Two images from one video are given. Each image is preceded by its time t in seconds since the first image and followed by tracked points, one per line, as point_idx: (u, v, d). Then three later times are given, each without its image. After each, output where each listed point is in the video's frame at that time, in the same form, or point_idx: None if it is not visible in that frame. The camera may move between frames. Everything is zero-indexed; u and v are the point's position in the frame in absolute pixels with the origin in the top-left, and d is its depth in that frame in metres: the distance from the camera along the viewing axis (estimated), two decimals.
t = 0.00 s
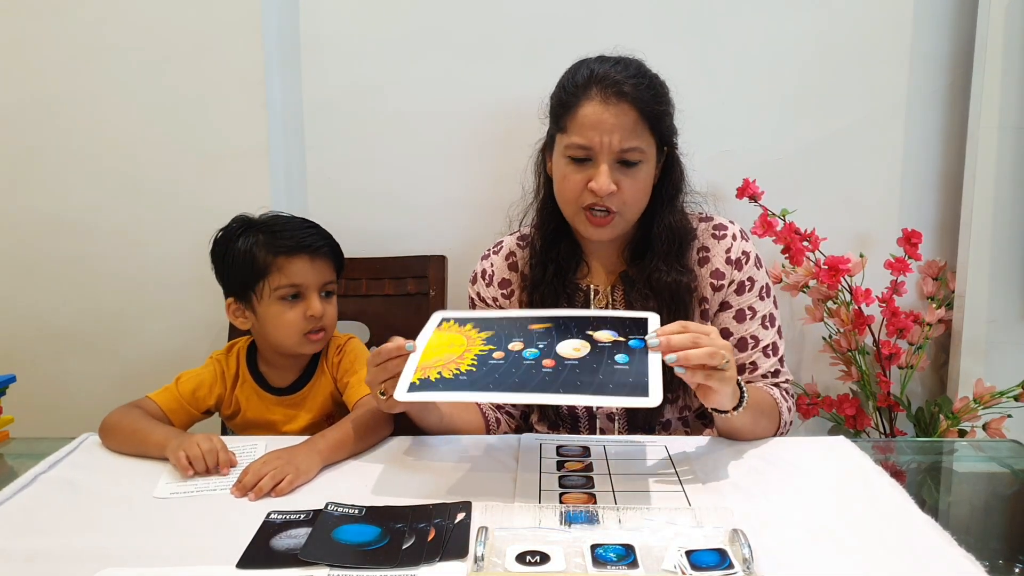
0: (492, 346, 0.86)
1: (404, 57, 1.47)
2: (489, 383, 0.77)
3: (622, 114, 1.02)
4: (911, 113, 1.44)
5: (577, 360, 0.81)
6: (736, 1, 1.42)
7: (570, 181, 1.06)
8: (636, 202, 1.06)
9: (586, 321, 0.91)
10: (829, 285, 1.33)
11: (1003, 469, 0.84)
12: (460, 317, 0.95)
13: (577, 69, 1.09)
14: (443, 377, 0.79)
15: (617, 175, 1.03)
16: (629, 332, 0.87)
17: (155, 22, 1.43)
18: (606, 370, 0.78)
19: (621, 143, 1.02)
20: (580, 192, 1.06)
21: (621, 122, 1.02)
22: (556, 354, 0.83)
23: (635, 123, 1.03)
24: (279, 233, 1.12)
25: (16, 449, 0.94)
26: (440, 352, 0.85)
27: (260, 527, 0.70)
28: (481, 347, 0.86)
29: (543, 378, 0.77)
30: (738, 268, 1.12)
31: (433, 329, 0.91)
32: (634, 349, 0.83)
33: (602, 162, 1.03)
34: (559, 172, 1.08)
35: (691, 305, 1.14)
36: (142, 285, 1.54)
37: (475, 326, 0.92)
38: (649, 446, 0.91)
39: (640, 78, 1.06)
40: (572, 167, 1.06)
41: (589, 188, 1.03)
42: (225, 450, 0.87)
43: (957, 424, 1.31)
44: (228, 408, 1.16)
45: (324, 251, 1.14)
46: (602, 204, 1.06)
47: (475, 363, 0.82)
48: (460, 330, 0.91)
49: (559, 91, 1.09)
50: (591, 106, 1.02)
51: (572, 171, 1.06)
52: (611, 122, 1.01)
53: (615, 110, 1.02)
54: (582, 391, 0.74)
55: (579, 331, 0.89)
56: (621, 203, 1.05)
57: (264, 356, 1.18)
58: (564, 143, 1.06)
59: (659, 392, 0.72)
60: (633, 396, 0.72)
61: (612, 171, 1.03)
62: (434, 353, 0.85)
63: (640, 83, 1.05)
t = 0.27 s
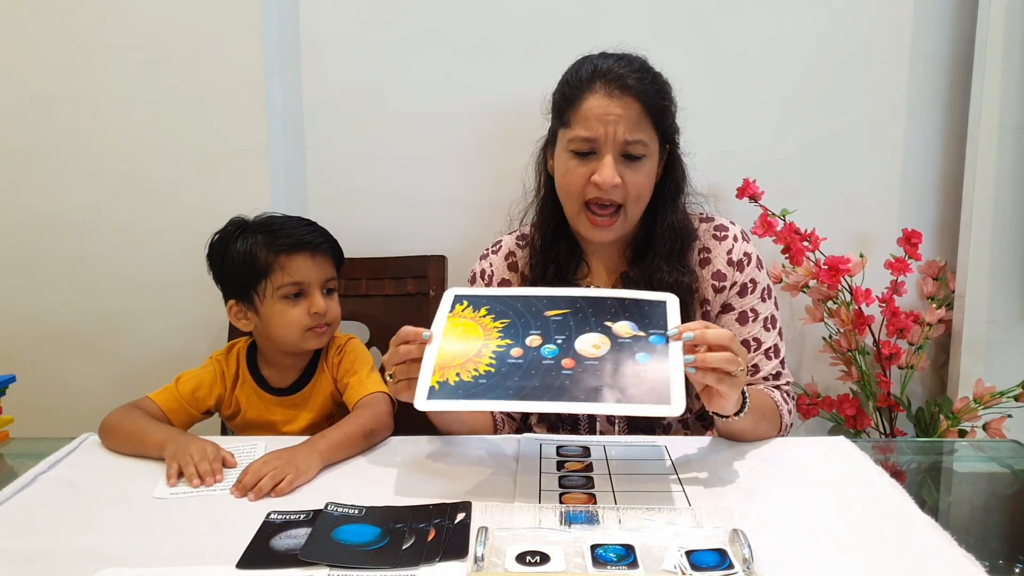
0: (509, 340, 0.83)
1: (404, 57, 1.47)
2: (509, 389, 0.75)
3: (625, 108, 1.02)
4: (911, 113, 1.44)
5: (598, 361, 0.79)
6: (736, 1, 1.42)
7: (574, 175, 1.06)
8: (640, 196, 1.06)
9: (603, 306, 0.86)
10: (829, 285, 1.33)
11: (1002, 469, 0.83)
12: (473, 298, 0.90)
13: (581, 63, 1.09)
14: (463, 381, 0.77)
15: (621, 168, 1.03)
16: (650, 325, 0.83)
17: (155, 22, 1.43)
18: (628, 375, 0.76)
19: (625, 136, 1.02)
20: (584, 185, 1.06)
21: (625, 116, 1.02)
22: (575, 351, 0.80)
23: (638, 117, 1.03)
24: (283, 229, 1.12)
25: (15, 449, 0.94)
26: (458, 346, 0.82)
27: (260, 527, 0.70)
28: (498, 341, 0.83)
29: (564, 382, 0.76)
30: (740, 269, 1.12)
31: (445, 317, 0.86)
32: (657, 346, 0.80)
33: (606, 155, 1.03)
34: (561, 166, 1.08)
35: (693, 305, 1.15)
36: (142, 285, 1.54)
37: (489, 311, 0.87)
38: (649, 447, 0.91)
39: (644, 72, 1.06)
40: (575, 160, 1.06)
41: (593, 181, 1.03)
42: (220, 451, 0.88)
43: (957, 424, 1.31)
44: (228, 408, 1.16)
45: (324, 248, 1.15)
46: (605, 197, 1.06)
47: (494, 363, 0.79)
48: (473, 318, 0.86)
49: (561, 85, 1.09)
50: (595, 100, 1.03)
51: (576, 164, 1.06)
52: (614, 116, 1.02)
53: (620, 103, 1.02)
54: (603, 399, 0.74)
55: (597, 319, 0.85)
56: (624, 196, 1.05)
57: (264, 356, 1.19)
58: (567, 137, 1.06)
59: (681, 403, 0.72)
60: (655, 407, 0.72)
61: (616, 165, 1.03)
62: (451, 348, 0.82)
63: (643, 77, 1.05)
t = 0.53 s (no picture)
0: (524, 312, 0.83)
1: (404, 57, 1.47)
2: (532, 359, 0.77)
3: (626, 94, 1.02)
4: (911, 113, 1.44)
5: (620, 329, 0.80)
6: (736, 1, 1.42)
7: (572, 162, 1.04)
8: (639, 186, 1.04)
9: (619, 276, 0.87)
10: (829, 285, 1.33)
11: (1002, 469, 0.83)
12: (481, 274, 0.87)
13: (582, 52, 1.09)
14: (481, 354, 0.78)
15: (621, 155, 1.02)
16: (668, 293, 0.84)
17: (155, 22, 1.43)
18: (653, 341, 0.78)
19: (625, 122, 1.01)
20: (583, 171, 1.03)
21: (626, 102, 1.02)
22: (595, 320, 0.81)
23: (639, 104, 1.03)
24: (286, 225, 1.13)
25: (15, 449, 0.94)
26: (472, 318, 0.82)
27: (260, 527, 0.70)
28: (513, 313, 0.83)
29: (589, 349, 0.77)
30: (738, 256, 1.13)
31: (454, 290, 0.85)
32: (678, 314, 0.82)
33: (606, 141, 1.02)
34: (560, 154, 1.06)
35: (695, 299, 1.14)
36: (142, 285, 1.54)
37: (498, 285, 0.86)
38: (650, 447, 0.91)
39: (644, 61, 1.06)
40: (574, 147, 1.04)
41: (592, 167, 1.02)
42: (219, 451, 0.88)
43: (957, 424, 1.31)
44: (228, 408, 1.16)
45: (325, 247, 1.15)
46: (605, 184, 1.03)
47: (512, 335, 0.80)
48: (483, 291, 0.85)
49: (561, 74, 1.09)
50: (595, 85, 1.03)
51: (575, 152, 1.04)
52: (615, 101, 1.01)
53: (621, 88, 1.02)
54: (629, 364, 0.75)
55: (612, 289, 0.85)
56: (625, 184, 1.03)
57: (263, 355, 1.19)
58: (566, 124, 1.05)
59: (711, 364, 0.75)
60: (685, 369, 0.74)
61: (616, 151, 1.01)
62: (465, 321, 0.81)
63: (644, 65, 1.06)
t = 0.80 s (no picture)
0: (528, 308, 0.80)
1: (404, 57, 1.47)
2: (539, 369, 0.74)
3: (615, 84, 1.01)
4: (911, 114, 1.44)
5: (629, 330, 0.77)
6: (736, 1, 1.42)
7: (560, 152, 1.03)
8: (628, 177, 1.02)
9: (626, 263, 0.83)
10: (829, 285, 1.33)
11: (1002, 469, 0.83)
12: (478, 255, 0.85)
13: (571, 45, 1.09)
14: (484, 361, 0.75)
15: (609, 143, 1.01)
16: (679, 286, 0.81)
17: (156, 22, 1.43)
18: (664, 345, 0.75)
19: (614, 112, 1.00)
20: (570, 160, 1.02)
21: (614, 91, 1.01)
22: (603, 322, 0.78)
23: (628, 95, 1.02)
24: (281, 225, 1.13)
25: (15, 449, 0.94)
26: (472, 318, 0.78)
27: (260, 527, 0.70)
28: (516, 309, 0.79)
29: (597, 356, 0.75)
30: (726, 244, 1.12)
31: (453, 279, 0.81)
32: (693, 313, 0.78)
33: (594, 131, 1.01)
34: (548, 146, 1.05)
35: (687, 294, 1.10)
36: (142, 285, 1.54)
37: (499, 272, 0.83)
38: (649, 447, 0.91)
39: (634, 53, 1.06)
40: (562, 138, 1.04)
41: (580, 156, 1.00)
42: (219, 451, 0.88)
43: (957, 424, 1.31)
44: (227, 409, 1.16)
45: (323, 247, 1.15)
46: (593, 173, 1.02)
47: (516, 337, 0.77)
48: (483, 281, 0.82)
49: (551, 67, 1.09)
50: (584, 75, 1.02)
51: (562, 143, 1.03)
52: (603, 91, 1.01)
53: (608, 77, 1.01)
54: (640, 371, 0.73)
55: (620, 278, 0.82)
56: (614, 173, 1.01)
57: (261, 356, 1.19)
58: (554, 116, 1.04)
59: (724, 377, 0.72)
60: (698, 380, 0.72)
61: (604, 141, 1.00)
62: (462, 321, 0.78)
63: (635, 57, 1.05)
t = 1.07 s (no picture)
0: (526, 346, 0.78)
1: (404, 57, 1.47)
2: (529, 420, 0.75)
3: (606, 84, 0.99)
4: (911, 114, 1.44)
5: (625, 382, 0.76)
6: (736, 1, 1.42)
7: (549, 153, 0.99)
8: (621, 180, 0.99)
9: (635, 296, 0.77)
10: (829, 285, 1.33)
11: (1002, 469, 0.83)
12: (483, 270, 0.81)
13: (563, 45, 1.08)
14: (479, 406, 0.76)
15: (601, 144, 0.98)
16: (685, 333, 0.76)
17: (156, 22, 1.43)
18: (657, 402, 0.74)
19: (605, 112, 0.98)
20: (561, 161, 0.98)
21: (605, 91, 0.99)
22: (601, 368, 0.76)
23: (620, 96, 1.00)
24: (278, 225, 1.13)
25: (15, 449, 0.94)
26: (470, 354, 0.78)
27: (260, 527, 0.70)
28: (514, 347, 0.78)
29: (588, 411, 0.75)
30: (724, 263, 1.08)
31: (455, 304, 0.79)
32: (687, 366, 0.75)
33: (584, 131, 0.98)
34: (537, 147, 1.02)
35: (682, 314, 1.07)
36: (141, 285, 1.54)
37: (501, 296, 0.80)
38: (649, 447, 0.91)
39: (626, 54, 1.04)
40: (552, 138, 1.01)
41: (570, 156, 0.97)
42: (219, 451, 0.88)
43: (957, 424, 1.31)
44: (227, 409, 1.16)
45: (319, 249, 1.15)
46: (585, 175, 0.98)
47: (511, 381, 0.77)
48: (485, 308, 0.79)
49: (541, 68, 1.08)
50: (574, 75, 1.00)
51: (552, 143, 1.00)
52: (595, 91, 0.98)
53: (600, 77, 1.00)
54: (630, 433, 0.73)
55: (625, 315, 0.77)
56: (606, 176, 0.98)
57: (260, 357, 1.19)
58: (544, 117, 1.02)
59: (708, 447, 0.72)
60: (683, 450, 0.72)
61: (595, 142, 0.97)
62: (461, 349, 0.79)
63: (626, 58, 1.03)
